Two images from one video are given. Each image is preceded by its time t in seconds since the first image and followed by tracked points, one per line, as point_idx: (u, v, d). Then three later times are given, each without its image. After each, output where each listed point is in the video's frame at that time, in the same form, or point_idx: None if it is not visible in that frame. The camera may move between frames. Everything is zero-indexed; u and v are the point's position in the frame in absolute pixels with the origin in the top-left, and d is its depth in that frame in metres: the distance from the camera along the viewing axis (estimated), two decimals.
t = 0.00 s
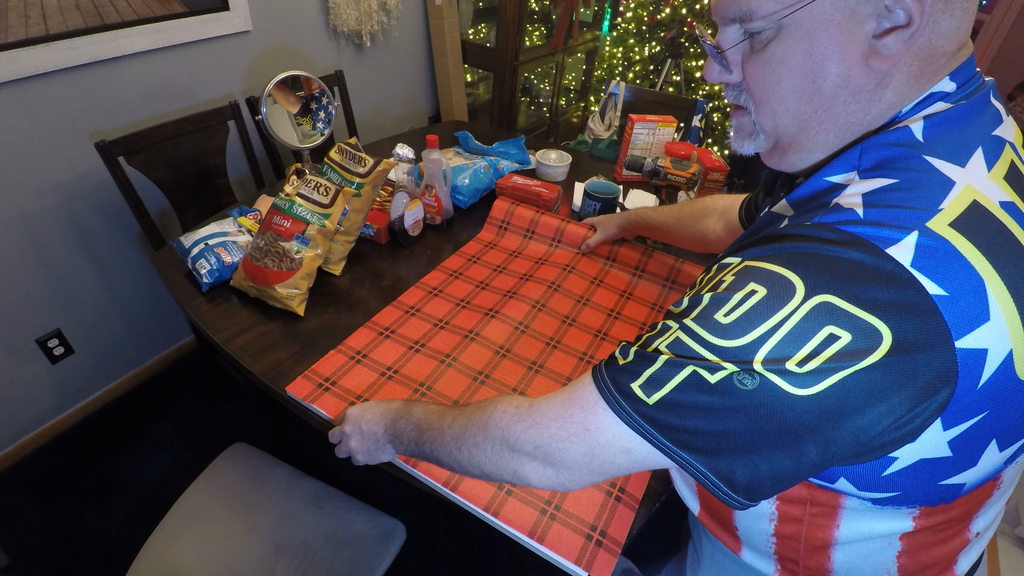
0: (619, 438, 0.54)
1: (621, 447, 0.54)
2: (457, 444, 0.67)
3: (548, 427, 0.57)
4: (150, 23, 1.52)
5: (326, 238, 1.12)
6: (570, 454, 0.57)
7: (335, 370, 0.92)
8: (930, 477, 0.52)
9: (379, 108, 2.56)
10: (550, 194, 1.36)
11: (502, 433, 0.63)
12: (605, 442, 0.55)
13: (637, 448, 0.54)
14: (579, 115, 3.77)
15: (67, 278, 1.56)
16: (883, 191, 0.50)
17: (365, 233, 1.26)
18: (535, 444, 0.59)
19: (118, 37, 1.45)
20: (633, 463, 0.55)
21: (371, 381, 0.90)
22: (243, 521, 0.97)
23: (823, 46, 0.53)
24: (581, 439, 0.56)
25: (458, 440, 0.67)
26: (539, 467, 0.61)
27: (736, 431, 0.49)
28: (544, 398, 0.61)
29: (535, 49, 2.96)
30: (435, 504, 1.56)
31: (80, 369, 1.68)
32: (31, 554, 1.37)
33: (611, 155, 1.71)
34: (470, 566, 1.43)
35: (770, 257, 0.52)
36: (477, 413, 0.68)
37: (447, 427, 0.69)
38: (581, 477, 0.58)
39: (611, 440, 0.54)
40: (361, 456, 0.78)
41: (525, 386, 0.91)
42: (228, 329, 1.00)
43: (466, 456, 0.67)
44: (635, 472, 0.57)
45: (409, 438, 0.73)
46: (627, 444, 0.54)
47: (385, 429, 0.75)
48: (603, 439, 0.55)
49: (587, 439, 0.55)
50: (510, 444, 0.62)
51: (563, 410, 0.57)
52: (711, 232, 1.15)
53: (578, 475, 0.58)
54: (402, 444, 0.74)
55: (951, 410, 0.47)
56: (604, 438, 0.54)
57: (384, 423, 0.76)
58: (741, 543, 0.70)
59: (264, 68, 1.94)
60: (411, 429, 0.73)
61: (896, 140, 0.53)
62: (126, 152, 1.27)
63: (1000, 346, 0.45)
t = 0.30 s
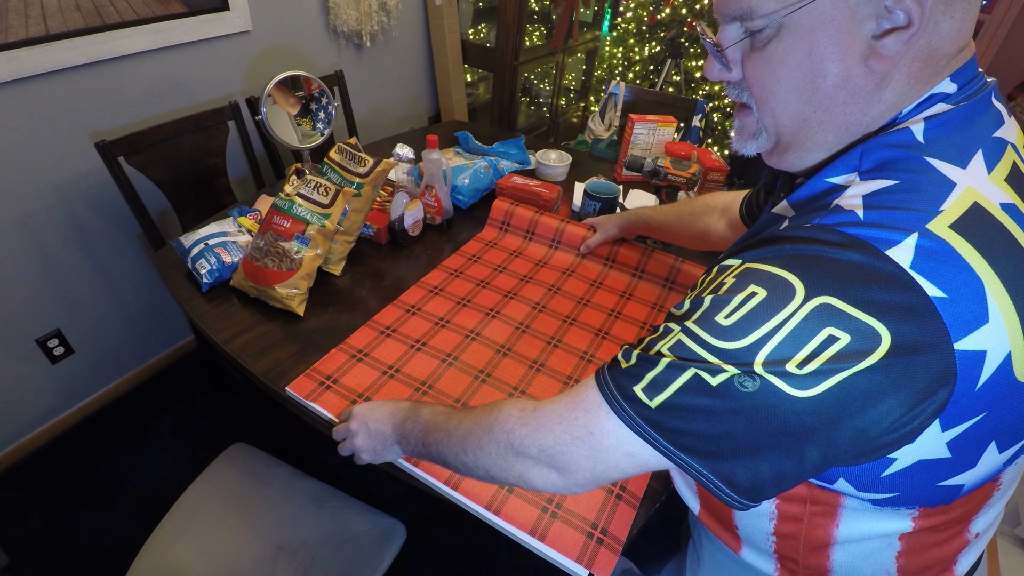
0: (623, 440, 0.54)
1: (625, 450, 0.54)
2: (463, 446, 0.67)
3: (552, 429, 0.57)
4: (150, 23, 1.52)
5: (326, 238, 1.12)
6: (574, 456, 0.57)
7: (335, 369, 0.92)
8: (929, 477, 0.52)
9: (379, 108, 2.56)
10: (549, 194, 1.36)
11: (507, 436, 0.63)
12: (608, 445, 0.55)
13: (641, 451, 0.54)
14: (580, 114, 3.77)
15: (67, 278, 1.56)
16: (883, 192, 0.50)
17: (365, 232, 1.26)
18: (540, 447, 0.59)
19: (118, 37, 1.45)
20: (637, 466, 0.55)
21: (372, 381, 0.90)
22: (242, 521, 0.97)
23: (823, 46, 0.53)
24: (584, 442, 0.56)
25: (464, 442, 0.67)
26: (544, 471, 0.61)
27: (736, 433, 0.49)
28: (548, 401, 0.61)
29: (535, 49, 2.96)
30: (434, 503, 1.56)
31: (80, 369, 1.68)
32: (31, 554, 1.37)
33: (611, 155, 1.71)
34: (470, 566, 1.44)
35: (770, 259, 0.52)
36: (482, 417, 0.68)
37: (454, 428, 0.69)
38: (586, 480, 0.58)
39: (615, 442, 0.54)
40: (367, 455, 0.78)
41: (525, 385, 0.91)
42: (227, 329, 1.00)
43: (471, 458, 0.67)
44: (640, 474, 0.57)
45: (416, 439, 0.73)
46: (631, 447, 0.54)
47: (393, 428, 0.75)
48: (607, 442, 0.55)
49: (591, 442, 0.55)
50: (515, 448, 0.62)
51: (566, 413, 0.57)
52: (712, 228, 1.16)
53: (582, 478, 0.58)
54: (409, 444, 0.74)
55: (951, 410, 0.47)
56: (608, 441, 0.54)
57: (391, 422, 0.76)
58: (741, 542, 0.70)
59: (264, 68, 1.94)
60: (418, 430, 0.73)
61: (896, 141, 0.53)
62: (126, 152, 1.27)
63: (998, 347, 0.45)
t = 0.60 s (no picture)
0: (624, 432, 0.54)
1: (626, 441, 0.55)
2: (468, 438, 0.68)
3: (554, 419, 0.58)
4: (150, 23, 1.52)
5: (326, 238, 1.12)
6: (576, 446, 0.57)
7: (335, 369, 0.92)
8: (929, 474, 0.52)
9: (379, 108, 2.56)
10: (550, 194, 1.36)
11: (510, 428, 0.63)
12: (610, 435, 0.55)
13: (642, 443, 0.54)
14: (579, 114, 3.77)
15: (68, 278, 1.56)
16: (884, 188, 0.50)
17: (365, 233, 1.26)
18: (544, 437, 0.59)
19: (118, 37, 1.45)
20: (638, 457, 0.56)
21: (372, 381, 0.90)
22: (243, 521, 0.97)
23: (826, 44, 0.53)
24: (586, 432, 0.56)
25: (469, 434, 0.67)
26: (547, 459, 0.61)
27: (736, 426, 0.49)
28: (551, 392, 0.61)
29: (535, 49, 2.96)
30: (435, 503, 1.56)
31: (81, 369, 1.68)
32: (31, 554, 1.37)
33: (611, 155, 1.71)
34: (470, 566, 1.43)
35: (771, 254, 0.52)
36: (486, 408, 0.68)
37: (458, 422, 0.69)
38: (588, 470, 0.59)
39: (617, 433, 0.55)
40: (376, 454, 0.77)
41: (525, 384, 0.91)
42: (228, 329, 1.00)
43: (476, 448, 0.67)
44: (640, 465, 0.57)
45: (423, 434, 0.73)
46: (632, 438, 0.54)
47: (400, 424, 0.75)
48: (609, 432, 0.55)
49: (592, 433, 0.56)
50: (520, 438, 0.62)
51: (569, 404, 0.58)
52: (714, 228, 1.16)
53: (585, 469, 0.58)
54: (418, 438, 0.74)
55: (952, 406, 0.47)
56: (610, 431, 0.55)
57: (397, 420, 0.75)
58: (741, 541, 0.70)
59: (264, 68, 1.94)
60: (424, 424, 0.73)
61: (897, 139, 0.53)
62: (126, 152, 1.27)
63: (999, 342, 0.45)
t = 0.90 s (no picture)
0: (613, 414, 0.55)
1: (614, 425, 0.55)
2: (460, 425, 0.68)
3: (545, 402, 0.58)
4: (150, 23, 1.52)
5: (326, 238, 1.12)
6: (566, 429, 0.58)
7: (333, 368, 0.92)
8: (922, 471, 0.52)
9: (379, 108, 2.56)
10: (549, 194, 1.36)
11: (502, 411, 0.63)
12: (599, 419, 0.55)
13: (630, 428, 0.55)
14: (580, 114, 3.77)
15: (68, 278, 1.57)
16: (877, 186, 0.50)
17: (365, 233, 1.26)
18: (535, 419, 0.59)
19: (118, 37, 1.45)
20: (626, 440, 0.56)
21: (371, 381, 0.90)
22: (243, 521, 0.97)
23: (825, 43, 0.53)
24: (576, 415, 0.56)
25: (461, 422, 0.67)
26: (541, 439, 0.61)
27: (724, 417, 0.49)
28: (543, 374, 0.61)
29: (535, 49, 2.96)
30: (435, 503, 1.56)
31: (81, 369, 1.68)
32: (31, 555, 1.37)
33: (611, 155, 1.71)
34: (470, 566, 1.43)
35: (765, 250, 0.52)
36: (476, 395, 0.67)
37: (449, 412, 0.69)
38: (579, 450, 0.59)
39: (606, 416, 0.55)
40: (376, 459, 0.78)
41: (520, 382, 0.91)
42: (227, 329, 1.00)
43: (468, 435, 0.67)
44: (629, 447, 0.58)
45: (414, 429, 0.73)
46: (620, 423, 0.55)
47: (389, 425, 0.75)
48: (598, 416, 0.55)
49: (582, 416, 0.56)
50: (512, 421, 0.62)
51: (560, 388, 0.58)
52: (714, 229, 1.15)
53: (574, 449, 0.59)
54: (409, 434, 0.74)
55: (944, 403, 0.47)
56: (599, 414, 0.55)
57: (387, 421, 0.75)
58: (738, 541, 0.70)
59: (264, 68, 1.94)
60: (412, 421, 0.73)
61: (893, 138, 0.53)
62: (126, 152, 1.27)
63: (991, 342, 0.45)
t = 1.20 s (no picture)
0: (610, 419, 0.54)
1: (612, 429, 0.55)
2: (455, 429, 0.68)
3: (542, 407, 0.58)
4: (150, 23, 1.52)
5: (325, 238, 1.12)
6: (563, 433, 0.58)
7: (333, 368, 0.92)
8: (920, 471, 0.52)
9: (379, 108, 2.56)
10: (549, 194, 1.36)
11: (499, 415, 0.63)
12: (597, 424, 0.55)
13: (628, 432, 0.55)
14: (579, 114, 3.77)
15: (68, 278, 1.57)
16: (873, 185, 0.50)
17: (365, 233, 1.26)
18: (532, 424, 0.60)
19: (118, 37, 1.45)
20: (624, 445, 0.56)
21: (371, 381, 0.90)
22: (243, 521, 0.97)
23: (819, 43, 0.53)
24: (574, 420, 0.56)
25: (457, 425, 0.67)
26: (536, 445, 0.61)
27: (720, 417, 0.49)
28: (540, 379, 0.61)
29: (535, 49, 2.96)
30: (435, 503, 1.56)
31: (81, 369, 1.68)
32: (31, 554, 1.37)
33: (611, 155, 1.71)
34: (470, 566, 1.43)
35: (762, 250, 0.52)
36: (474, 398, 0.68)
37: (445, 415, 0.69)
38: (576, 456, 0.59)
39: (603, 421, 0.55)
40: (368, 456, 0.78)
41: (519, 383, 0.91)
42: (227, 329, 1.00)
43: (464, 440, 0.67)
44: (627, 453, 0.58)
45: (411, 430, 0.73)
46: (618, 427, 0.55)
47: (386, 424, 0.75)
48: (595, 421, 0.55)
49: (580, 421, 0.56)
50: (508, 426, 0.62)
51: (557, 393, 0.58)
52: (714, 230, 1.15)
53: (571, 454, 0.59)
54: (406, 435, 0.74)
55: (940, 402, 0.47)
56: (596, 419, 0.55)
57: (384, 420, 0.75)
58: (737, 541, 0.70)
59: (264, 68, 1.94)
60: (410, 421, 0.73)
61: (888, 137, 0.53)
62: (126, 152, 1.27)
63: (987, 340, 0.45)
